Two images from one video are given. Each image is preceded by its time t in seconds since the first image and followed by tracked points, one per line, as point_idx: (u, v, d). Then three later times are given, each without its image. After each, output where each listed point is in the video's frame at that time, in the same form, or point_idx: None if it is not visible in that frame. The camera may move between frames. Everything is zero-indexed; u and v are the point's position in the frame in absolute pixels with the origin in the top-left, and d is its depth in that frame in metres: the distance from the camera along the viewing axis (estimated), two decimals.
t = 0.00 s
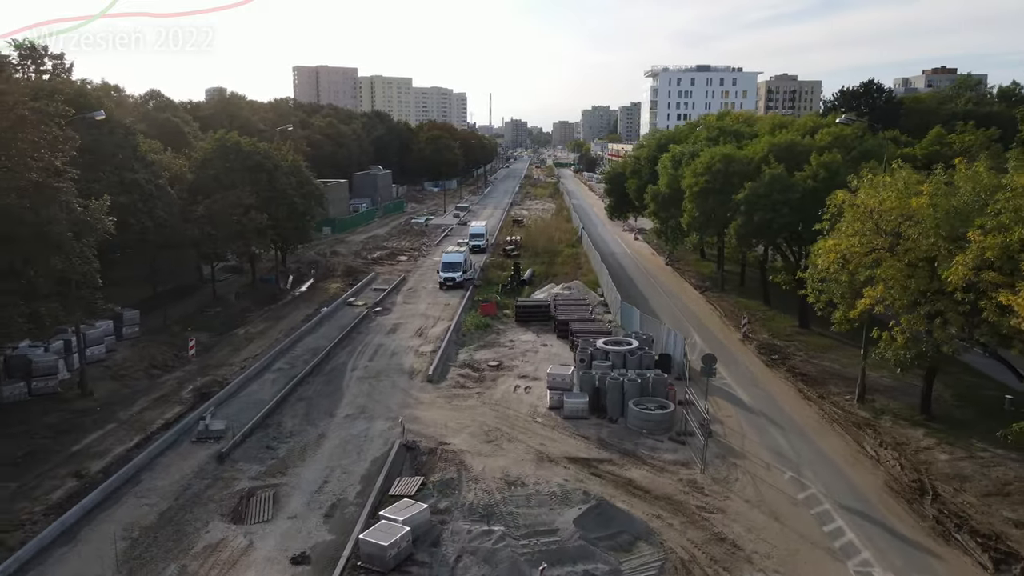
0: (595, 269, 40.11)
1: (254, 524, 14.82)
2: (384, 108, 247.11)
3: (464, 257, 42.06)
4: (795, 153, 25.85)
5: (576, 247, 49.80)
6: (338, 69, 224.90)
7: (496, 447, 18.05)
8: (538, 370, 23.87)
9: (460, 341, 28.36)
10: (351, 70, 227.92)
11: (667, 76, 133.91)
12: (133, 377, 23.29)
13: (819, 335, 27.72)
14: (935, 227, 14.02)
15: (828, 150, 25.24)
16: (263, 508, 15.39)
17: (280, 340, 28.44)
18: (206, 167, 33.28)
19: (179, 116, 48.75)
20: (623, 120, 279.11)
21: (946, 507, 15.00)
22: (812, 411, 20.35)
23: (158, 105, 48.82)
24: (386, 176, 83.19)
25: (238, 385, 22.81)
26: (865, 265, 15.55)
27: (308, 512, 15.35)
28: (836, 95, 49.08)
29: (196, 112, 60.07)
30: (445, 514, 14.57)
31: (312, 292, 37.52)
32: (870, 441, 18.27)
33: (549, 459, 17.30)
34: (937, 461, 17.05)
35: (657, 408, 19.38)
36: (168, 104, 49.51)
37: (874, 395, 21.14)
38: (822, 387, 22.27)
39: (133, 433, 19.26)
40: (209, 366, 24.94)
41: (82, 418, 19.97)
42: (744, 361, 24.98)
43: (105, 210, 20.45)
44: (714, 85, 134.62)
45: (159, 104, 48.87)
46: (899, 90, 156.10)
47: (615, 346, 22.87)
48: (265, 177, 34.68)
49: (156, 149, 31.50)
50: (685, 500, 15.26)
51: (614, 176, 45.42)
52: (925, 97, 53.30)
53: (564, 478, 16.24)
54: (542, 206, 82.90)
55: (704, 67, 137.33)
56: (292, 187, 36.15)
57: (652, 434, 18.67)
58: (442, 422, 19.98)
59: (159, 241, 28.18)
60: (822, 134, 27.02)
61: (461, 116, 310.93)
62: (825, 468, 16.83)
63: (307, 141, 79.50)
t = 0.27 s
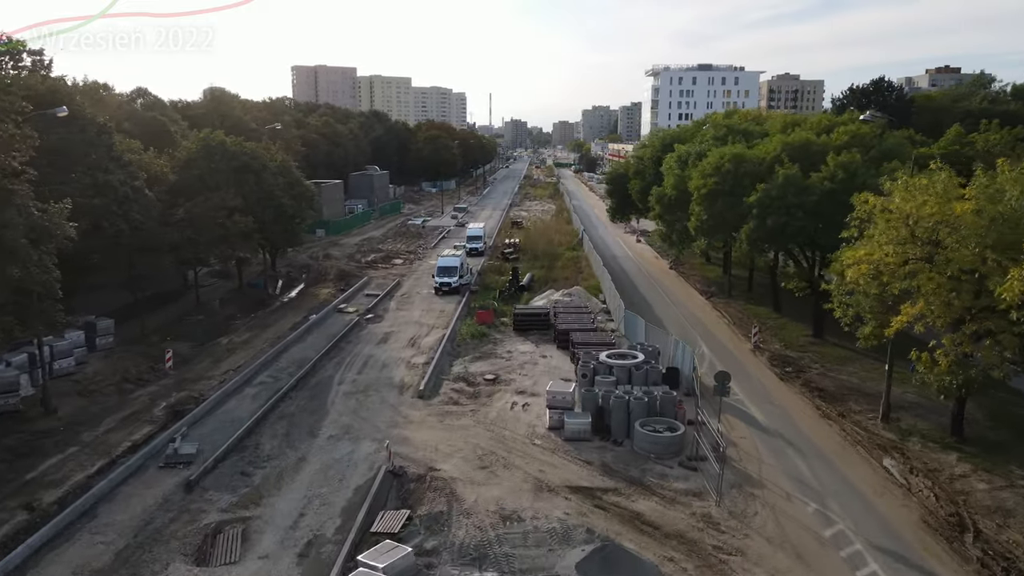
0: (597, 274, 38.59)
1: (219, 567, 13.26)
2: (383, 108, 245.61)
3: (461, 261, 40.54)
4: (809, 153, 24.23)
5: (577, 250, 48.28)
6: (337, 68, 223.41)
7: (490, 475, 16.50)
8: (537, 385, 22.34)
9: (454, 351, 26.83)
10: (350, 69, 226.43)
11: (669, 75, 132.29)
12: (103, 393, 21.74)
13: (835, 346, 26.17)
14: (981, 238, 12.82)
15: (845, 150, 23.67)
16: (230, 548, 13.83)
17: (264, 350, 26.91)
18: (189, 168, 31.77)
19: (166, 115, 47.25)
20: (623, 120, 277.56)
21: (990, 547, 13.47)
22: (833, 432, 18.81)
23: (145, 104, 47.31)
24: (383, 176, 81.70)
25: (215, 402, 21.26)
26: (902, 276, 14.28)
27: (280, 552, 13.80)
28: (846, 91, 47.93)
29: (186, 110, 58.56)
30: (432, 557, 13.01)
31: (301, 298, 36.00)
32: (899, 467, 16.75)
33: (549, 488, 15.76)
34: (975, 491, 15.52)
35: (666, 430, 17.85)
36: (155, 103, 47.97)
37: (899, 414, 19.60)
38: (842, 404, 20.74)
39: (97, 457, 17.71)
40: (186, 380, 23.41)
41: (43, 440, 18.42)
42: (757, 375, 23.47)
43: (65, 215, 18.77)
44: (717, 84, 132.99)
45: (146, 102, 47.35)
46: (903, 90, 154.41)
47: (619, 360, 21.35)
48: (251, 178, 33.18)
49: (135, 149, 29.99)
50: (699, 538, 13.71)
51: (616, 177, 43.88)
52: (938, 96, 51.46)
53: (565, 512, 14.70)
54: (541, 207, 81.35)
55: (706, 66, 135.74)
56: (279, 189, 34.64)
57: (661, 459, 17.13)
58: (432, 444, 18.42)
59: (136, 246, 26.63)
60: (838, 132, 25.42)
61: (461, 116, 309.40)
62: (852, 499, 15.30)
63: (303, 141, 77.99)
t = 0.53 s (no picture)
0: (599, 279, 37.08)
1: None
2: (383, 108, 244.17)
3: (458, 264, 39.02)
4: (827, 153, 22.72)
5: (578, 253, 46.75)
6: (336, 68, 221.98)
7: (485, 507, 14.95)
8: (536, 403, 20.78)
9: (448, 363, 25.30)
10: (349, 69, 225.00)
11: (670, 74, 130.71)
12: (69, 411, 20.18)
13: (853, 356, 24.63)
14: None
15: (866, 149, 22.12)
16: None
17: (246, 361, 25.36)
18: (170, 167, 30.26)
19: (153, 114, 45.69)
20: (624, 120, 276.07)
21: None
22: (859, 457, 17.25)
23: (131, 102, 45.75)
24: (380, 177, 80.22)
25: (188, 421, 19.69)
26: (951, 291, 12.87)
27: None
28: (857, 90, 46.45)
29: (176, 109, 56.99)
30: None
31: (290, 304, 34.45)
32: (935, 499, 15.18)
33: (550, 524, 14.19)
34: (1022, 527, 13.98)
35: (678, 455, 16.31)
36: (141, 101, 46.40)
37: (929, 435, 18.05)
38: (865, 423, 19.21)
39: (53, 486, 16.15)
40: (161, 395, 21.86)
41: None
42: (772, 390, 21.95)
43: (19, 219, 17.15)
44: (719, 83, 131.41)
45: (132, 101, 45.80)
46: (906, 90, 152.83)
47: (625, 376, 19.80)
48: (236, 178, 31.67)
49: (113, 148, 28.45)
50: None
51: (618, 177, 42.36)
52: (952, 92, 49.79)
53: (568, 553, 13.13)
54: (541, 208, 79.80)
55: (708, 66, 134.18)
56: (266, 190, 33.12)
57: (673, 489, 15.55)
58: (422, 470, 16.87)
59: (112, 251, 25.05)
60: (857, 130, 23.88)
61: (461, 116, 307.99)
62: (886, 535, 13.77)
63: (298, 141, 76.42)
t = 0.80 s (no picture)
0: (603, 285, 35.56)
1: None
2: (383, 108, 242.73)
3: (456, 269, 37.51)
4: (850, 153, 21.15)
5: (580, 257, 45.23)
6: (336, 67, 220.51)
7: (479, 548, 13.41)
8: (537, 424, 19.26)
9: (444, 378, 23.78)
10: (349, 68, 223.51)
11: (673, 73, 129.09)
12: (31, 433, 18.67)
13: (876, 370, 23.06)
14: None
15: (892, 148, 20.57)
16: None
17: (229, 375, 23.85)
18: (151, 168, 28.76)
19: (140, 113, 44.16)
20: (626, 120, 274.44)
21: None
22: (892, 489, 15.67)
23: (117, 101, 44.22)
24: (378, 177, 78.70)
25: (159, 444, 18.14)
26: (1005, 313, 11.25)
27: None
28: (870, 87, 44.88)
29: (166, 109, 55.44)
30: None
31: (280, 312, 32.94)
32: (983, 541, 13.59)
33: (552, 570, 12.66)
34: None
35: (694, 487, 14.76)
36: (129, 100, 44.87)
37: (969, 463, 16.47)
38: (896, 449, 17.63)
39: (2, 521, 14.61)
40: (133, 414, 20.36)
41: None
42: (791, 408, 20.44)
43: None
44: (722, 82, 129.78)
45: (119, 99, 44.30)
46: (911, 89, 151.11)
47: (634, 396, 18.29)
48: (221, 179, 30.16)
49: (90, 148, 26.94)
50: None
51: (622, 178, 40.83)
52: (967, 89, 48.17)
53: None
54: (543, 209, 78.26)
55: (711, 64, 132.58)
56: (254, 191, 31.61)
57: (689, 526, 14.00)
58: (411, 503, 15.34)
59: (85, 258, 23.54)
60: (881, 126, 22.28)
61: (461, 116, 306.45)
62: None
63: (294, 141, 74.89)
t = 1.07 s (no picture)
0: (610, 291, 34.03)
1: None
2: (386, 108, 241.42)
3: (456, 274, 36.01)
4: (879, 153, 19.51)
5: (586, 260, 43.68)
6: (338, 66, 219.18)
7: None
8: (541, 447, 17.74)
9: (441, 393, 22.28)
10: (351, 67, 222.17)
11: (678, 72, 127.41)
12: None
13: (905, 386, 21.44)
14: None
15: (927, 148, 18.92)
16: None
17: (212, 389, 22.36)
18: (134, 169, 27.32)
19: (131, 111, 42.76)
20: (630, 120, 272.66)
21: None
22: (936, 527, 14.08)
23: (107, 99, 42.85)
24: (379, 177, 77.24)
25: (129, 469, 16.65)
26: None
27: None
28: (887, 84, 43.23)
29: (161, 108, 54.07)
30: None
31: (272, 319, 31.46)
32: None
33: None
34: None
35: (716, 526, 13.20)
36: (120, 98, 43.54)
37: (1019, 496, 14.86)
38: (936, 478, 16.02)
39: None
40: (105, 433, 18.92)
41: None
42: (814, 429, 18.89)
43: None
44: (728, 81, 128.07)
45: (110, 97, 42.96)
46: (920, 88, 149.16)
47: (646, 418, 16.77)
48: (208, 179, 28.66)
49: (69, 147, 25.49)
50: None
51: (628, 178, 39.27)
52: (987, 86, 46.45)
53: None
54: (547, 210, 76.73)
55: (717, 63, 130.85)
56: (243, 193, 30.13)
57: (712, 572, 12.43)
58: (401, 540, 13.83)
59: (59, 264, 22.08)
60: (913, 124, 20.62)
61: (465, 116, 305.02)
62: None
63: (294, 141, 73.53)
